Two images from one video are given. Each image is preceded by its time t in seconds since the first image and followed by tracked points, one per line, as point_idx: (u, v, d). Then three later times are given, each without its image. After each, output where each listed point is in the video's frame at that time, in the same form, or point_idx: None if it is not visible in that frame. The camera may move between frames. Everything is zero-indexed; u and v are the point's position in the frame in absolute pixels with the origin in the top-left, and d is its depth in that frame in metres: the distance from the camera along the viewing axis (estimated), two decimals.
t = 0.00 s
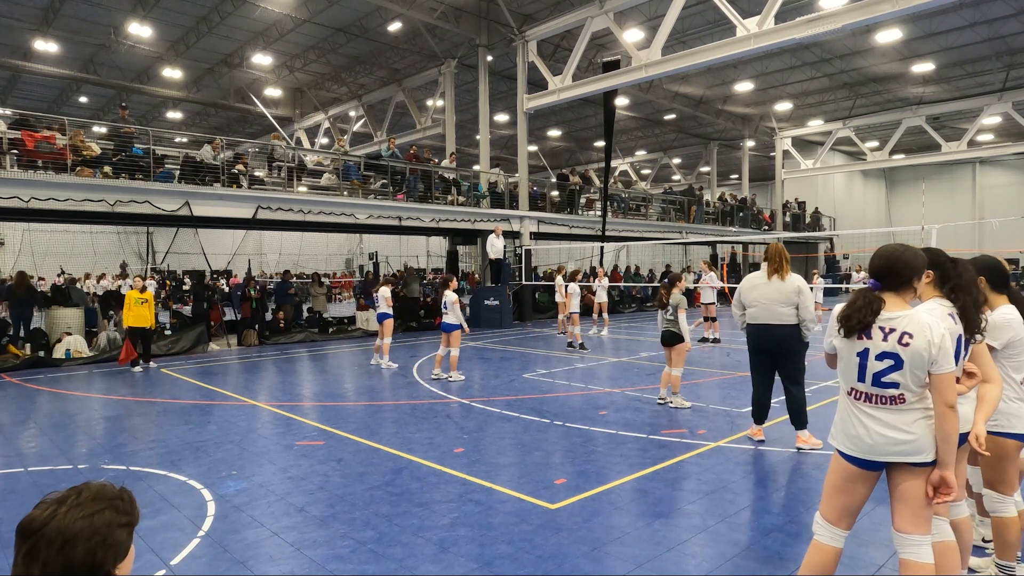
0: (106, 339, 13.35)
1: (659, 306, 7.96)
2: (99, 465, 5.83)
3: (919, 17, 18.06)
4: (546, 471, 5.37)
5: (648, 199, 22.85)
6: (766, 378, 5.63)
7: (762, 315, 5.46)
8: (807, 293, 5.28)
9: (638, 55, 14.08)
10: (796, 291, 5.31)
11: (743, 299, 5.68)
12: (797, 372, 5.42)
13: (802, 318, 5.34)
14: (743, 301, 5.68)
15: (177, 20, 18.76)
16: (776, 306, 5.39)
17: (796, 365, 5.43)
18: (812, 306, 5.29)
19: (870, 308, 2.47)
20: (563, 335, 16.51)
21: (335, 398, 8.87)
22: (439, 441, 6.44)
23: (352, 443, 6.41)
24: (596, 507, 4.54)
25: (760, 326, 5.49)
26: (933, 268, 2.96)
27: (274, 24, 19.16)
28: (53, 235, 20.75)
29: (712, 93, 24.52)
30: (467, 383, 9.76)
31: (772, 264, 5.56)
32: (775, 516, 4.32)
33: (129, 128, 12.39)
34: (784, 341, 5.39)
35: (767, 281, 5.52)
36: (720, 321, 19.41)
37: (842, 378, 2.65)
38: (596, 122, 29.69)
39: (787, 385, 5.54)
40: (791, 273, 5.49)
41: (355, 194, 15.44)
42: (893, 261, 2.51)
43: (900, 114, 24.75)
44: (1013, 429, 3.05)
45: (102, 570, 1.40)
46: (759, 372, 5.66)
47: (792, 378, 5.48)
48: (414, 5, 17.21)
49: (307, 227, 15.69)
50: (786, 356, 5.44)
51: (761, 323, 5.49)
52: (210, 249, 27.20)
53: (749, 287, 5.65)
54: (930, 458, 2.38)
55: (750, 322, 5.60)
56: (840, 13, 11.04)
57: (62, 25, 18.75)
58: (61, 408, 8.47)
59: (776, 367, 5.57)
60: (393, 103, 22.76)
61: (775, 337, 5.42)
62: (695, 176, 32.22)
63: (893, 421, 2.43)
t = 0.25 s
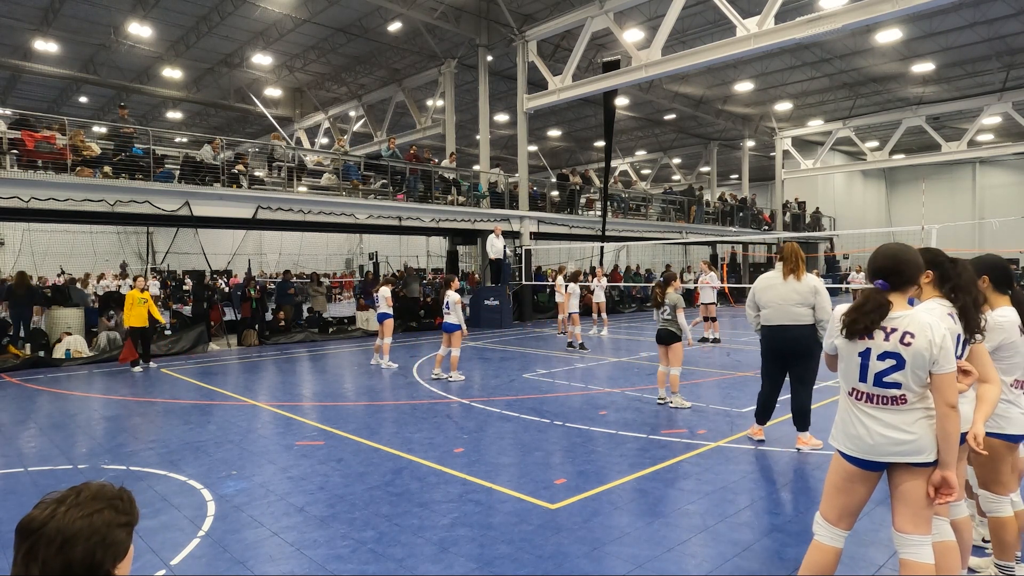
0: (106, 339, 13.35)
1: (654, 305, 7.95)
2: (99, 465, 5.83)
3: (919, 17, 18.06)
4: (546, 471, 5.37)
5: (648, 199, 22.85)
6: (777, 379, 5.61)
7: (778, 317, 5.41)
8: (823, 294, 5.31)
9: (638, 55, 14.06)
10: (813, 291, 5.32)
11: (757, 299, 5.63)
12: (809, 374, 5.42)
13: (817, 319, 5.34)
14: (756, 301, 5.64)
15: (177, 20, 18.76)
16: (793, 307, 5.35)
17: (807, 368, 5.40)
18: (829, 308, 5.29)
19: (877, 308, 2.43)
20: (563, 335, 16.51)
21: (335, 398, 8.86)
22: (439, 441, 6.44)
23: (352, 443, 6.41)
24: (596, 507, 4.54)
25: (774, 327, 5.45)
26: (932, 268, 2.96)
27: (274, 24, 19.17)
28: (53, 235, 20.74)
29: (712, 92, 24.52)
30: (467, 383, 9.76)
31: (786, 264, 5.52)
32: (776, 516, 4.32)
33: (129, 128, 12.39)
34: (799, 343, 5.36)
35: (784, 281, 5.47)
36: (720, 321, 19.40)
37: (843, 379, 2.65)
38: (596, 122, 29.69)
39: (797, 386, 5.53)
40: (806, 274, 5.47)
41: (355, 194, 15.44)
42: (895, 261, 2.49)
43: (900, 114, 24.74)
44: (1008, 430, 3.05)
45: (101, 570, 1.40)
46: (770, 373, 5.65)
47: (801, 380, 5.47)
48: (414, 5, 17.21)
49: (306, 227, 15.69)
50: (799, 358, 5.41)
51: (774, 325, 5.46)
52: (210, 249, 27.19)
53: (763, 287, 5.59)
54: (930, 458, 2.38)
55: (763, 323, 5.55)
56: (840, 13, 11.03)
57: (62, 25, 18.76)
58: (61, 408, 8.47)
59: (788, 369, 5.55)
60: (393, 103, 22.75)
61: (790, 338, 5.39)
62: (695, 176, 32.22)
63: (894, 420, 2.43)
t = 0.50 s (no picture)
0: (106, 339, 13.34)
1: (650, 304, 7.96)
2: (99, 465, 5.83)
3: (919, 17, 18.06)
4: (546, 471, 5.37)
5: (648, 199, 22.85)
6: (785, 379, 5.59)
7: (790, 318, 5.37)
8: (837, 293, 5.30)
9: (638, 55, 14.06)
10: (827, 291, 5.31)
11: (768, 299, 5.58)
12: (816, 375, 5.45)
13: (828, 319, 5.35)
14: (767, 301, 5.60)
15: (177, 20, 18.75)
16: (806, 307, 5.32)
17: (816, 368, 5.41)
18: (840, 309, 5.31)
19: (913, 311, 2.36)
20: (564, 335, 16.51)
21: (335, 398, 8.86)
22: (439, 441, 6.44)
23: (352, 443, 6.41)
24: (596, 507, 4.54)
25: (785, 328, 5.41)
26: (929, 268, 2.96)
27: (274, 24, 19.16)
28: (53, 235, 20.73)
29: (712, 92, 24.52)
30: (467, 383, 9.77)
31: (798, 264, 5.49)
32: (775, 516, 4.32)
33: (129, 128, 12.39)
34: (809, 344, 5.34)
35: (797, 281, 5.43)
36: (720, 321, 19.40)
37: (848, 380, 2.61)
38: (596, 122, 29.69)
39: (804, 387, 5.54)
40: (819, 275, 5.45)
41: (355, 194, 15.44)
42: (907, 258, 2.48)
43: (900, 114, 24.74)
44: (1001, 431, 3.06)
45: (101, 570, 1.40)
46: (778, 374, 5.63)
47: (807, 380, 5.51)
48: (414, 5, 17.21)
49: (306, 227, 15.69)
50: (809, 359, 5.41)
51: (785, 325, 5.43)
52: (210, 249, 27.18)
53: (775, 287, 5.53)
54: (933, 459, 2.39)
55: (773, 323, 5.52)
56: (840, 13, 11.03)
57: (62, 25, 18.76)
58: (61, 408, 8.47)
59: (796, 370, 5.55)
60: (393, 103, 22.75)
61: (801, 339, 5.35)
62: (695, 176, 32.22)
63: (900, 420, 2.43)
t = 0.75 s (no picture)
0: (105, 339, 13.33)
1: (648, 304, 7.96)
2: (99, 465, 5.83)
3: (919, 17, 18.07)
4: (546, 471, 5.37)
5: (648, 199, 22.85)
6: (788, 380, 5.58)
7: (796, 318, 5.34)
8: (844, 295, 5.28)
9: (638, 55, 14.06)
10: (834, 293, 5.28)
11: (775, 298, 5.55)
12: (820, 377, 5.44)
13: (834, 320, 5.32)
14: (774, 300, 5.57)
15: (178, 20, 18.76)
16: (811, 308, 5.29)
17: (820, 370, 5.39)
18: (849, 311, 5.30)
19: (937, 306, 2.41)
20: (563, 334, 16.52)
21: (335, 398, 8.86)
22: (439, 440, 6.44)
23: (352, 443, 6.41)
24: (596, 507, 4.54)
25: (791, 328, 5.39)
26: (930, 268, 2.95)
27: (274, 24, 19.17)
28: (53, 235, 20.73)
29: (712, 93, 24.54)
30: (467, 383, 9.76)
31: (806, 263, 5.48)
32: (776, 516, 4.32)
33: (129, 128, 12.38)
34: (816, 345, 5.31)
35: (804, 282, 5.40)
36: (720, 321, 19.41)
37: (857, 382, 2.54)
38: (596, 122, 29.69)
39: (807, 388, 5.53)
40: (828, 276, 5.40)
41: (355, 194, 15.44)
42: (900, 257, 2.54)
43: (900, 114, 24.74)
44: (999, 431, 3.06)
45: (101, 570, 1.40)
46: (781, 374, 5.61)
47: (811, 381, 5.51)
48: (414, 5, 17.22)
49: (306, 227, 15.69)
50: (814, 360, 5.39)
51: (791, 326, 5.41)
52: (210, 249, 27.19)
53: (782, 286, 5.51)
54: (933, 457, 2.44)
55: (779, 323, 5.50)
56: (840, 13, 11.04)
57: (62, 25, 18.77)
58: (61, 408, 8.47)
59: (800, 371, 5.53)
60: (393, 103, 22.75)
61: (807, 339, 5.33)
62: (695, 176, 32.23)
63: (910, 420, 2.44)
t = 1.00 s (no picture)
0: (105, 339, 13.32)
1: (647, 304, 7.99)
2: (99, 465, 5.83)
3: (919, 17, 18.06)
4: (546, 471, 5.37)
5: (648, 199, 22.85)
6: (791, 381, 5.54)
7: (801, 318, 5.31)
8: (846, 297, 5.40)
9: (638, 55, 14.06)
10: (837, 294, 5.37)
11: (778, 298, 5.51)
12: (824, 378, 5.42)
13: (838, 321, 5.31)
14: (777, 301, 5.54)
15: (177, 20, 18.75)
16: (815, 308, 5.30)
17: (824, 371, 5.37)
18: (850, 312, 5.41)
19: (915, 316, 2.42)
20: (563, 334, 16.53)
21: (335, 398, 8.86)
22: (439, 441, 6.44)
23: (352, 443, 6.41)
24: (596, 507, 4.54)
25: (796, 328, 5.35)
26: (930, 268, 2.93)
27: (274, 24, 19.16)
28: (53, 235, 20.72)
29: (712, 93, 24.53)
30: (467, 383, 9.76)
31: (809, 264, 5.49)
32: (776, 516, 4.32)
33: (128, 128, 12.38)
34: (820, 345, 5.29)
35: (809, 282, 5.42)
36: (720, 321, 19.41)
37: (847, 379, 2.54)
38: (596, 122, 29.69)
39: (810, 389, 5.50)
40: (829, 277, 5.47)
41: (355, 194, 15.44)
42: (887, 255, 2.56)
43: (900, 114, 24.74)
44: (1001, 431, 3.07)
45: (102, 571, 1.40)
46: (784, 376, 5.57)
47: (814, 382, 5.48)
48: (414, 6, 17.21)
49: (306, 227, 15.70)
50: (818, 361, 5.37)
51: (795, 326, 5.38)
52: (210, 249, 27.19)
53: (786, 287, 5.48)
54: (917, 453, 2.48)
55: (783, 324, 5.46)
56: (840, 13, 11.04)
57: (62, 25, 18.76)
58: (61, 408, 8.47)
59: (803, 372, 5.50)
60: (393, 103, 22.74)
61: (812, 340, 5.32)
62: (695, 176, 32.23)
63: (897, 416, 2.48)
